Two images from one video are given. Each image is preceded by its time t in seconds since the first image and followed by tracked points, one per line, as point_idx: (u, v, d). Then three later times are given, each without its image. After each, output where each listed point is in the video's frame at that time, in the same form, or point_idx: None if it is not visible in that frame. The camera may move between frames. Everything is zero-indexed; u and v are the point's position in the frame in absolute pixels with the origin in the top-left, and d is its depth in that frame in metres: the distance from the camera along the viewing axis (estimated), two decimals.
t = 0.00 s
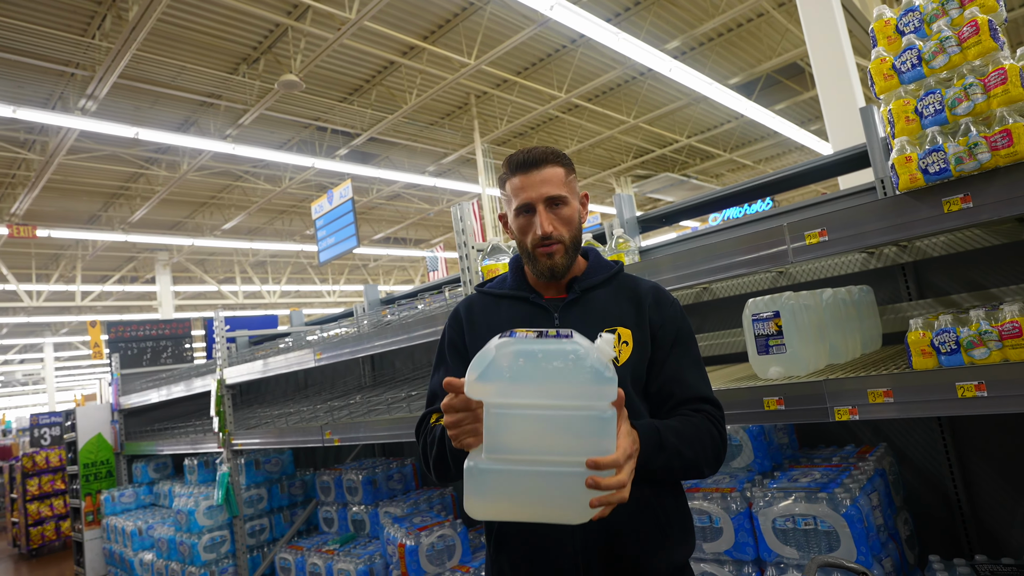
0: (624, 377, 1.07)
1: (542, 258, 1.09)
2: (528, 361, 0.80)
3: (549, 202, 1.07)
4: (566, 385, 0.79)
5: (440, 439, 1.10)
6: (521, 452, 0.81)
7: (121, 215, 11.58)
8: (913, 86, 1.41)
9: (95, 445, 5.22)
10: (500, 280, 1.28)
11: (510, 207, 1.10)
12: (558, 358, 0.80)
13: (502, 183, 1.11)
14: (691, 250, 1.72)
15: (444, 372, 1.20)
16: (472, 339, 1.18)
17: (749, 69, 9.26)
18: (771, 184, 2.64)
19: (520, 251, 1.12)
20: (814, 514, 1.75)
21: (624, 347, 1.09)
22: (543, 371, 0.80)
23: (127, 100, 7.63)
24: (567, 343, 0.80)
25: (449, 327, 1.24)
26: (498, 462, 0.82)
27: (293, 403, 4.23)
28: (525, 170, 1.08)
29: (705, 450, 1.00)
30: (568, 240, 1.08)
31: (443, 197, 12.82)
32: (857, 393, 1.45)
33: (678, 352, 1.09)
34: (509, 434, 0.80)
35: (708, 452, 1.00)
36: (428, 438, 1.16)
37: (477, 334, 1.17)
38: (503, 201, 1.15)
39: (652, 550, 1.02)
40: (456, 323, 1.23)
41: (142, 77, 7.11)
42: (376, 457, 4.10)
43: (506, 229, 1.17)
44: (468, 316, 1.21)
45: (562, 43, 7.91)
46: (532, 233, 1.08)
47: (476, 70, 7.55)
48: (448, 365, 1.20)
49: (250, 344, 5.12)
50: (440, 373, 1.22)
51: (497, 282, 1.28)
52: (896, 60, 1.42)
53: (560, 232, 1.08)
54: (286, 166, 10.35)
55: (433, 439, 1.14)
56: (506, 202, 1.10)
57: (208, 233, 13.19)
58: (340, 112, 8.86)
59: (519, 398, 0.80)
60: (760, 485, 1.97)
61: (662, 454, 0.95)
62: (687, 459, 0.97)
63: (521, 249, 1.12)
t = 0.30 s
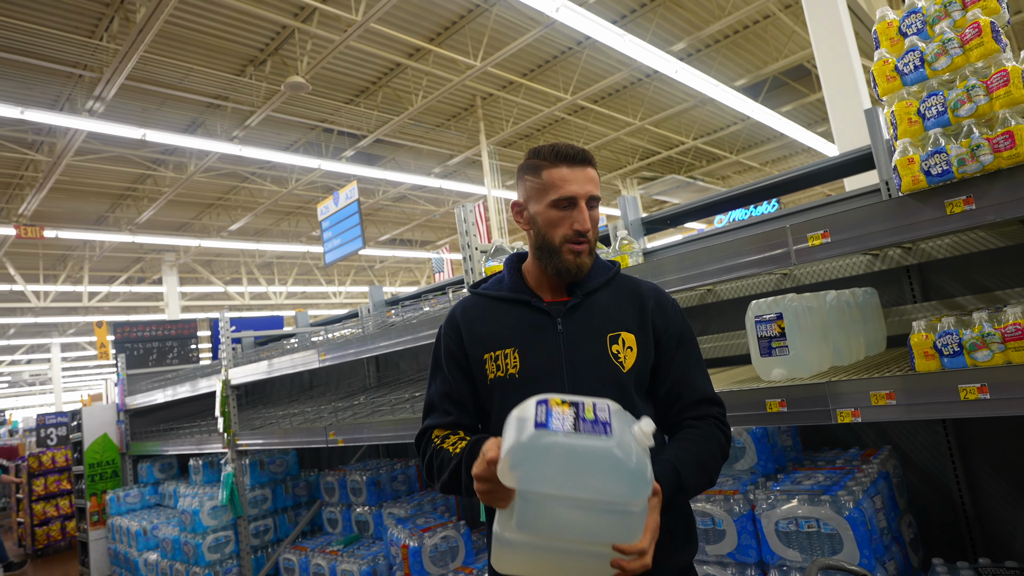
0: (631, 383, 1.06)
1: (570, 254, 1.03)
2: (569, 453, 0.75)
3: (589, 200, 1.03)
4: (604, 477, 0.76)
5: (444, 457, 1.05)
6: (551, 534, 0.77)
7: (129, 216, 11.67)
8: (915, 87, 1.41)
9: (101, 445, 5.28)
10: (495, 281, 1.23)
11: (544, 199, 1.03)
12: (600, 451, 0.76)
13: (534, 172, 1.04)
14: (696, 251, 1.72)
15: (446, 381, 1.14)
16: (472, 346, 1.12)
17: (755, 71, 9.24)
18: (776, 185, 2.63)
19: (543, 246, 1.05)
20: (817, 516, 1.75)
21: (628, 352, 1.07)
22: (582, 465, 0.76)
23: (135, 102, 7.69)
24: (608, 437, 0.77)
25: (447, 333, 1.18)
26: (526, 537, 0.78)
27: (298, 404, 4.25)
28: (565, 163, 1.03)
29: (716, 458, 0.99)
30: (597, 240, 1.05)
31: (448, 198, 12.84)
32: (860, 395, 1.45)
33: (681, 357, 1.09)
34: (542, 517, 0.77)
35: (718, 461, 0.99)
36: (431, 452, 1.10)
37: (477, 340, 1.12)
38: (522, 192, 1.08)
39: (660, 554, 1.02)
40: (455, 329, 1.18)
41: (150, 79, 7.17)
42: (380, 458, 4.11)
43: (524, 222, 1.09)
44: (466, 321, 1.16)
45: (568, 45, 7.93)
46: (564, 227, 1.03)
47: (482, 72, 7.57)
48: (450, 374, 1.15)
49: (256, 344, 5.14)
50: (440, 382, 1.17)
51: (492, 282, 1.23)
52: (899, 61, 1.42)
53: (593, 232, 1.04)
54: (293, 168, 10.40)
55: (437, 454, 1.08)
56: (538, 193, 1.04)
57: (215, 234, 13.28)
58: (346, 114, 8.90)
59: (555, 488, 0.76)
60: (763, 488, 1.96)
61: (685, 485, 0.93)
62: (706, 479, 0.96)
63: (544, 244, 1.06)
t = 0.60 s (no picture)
0: (644, 386, 1.04)
1: (586, 248, 1.00)
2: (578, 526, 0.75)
3: (605, 194, 1.01)
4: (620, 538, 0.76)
5: (440, 479, 0.95)
6: None
7: (126, 216, 11.64)
8: (912, 88, 1.40)
9: (96, 446, 5.24)
10: (493, 278, 1.15)
11: (560, 192, 1.01)
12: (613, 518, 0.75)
13: (548, 165, 1.03)
14: (693, 251, 1.71)
15: (442, 387, 1.02)
16: (476, 349, 1.03)
17: (753, 72, 9.26)
18: (773, 186, 2.63)
19: (556, 240, 1.02)
20: (813, 517, 1.74)
21: (642, 354, 1.05)
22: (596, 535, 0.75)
23: (131, 102, 7.68)
24: (619, 498, 0.75)
25: (443, 331, 1.06)
26: None
27: (295, 404, 4.24)
28: (580, 157, 1.02)
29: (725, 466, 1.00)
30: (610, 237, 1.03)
31: (446, 199, 12.83)
32: (856, 396, 1.45)
33: (685, 360, 1.10)
34: None
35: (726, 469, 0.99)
36: (423, 469, 1.00)
37: (483, 341, 1.03)
38: (535, 186, 1.05)
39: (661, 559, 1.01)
40: (451, 326, 1.06)
41: (146, 79, 7.15)
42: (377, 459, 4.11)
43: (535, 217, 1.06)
44: (467, 320, 1.06)
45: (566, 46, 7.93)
46: (581, 220, 1.00)
47: (480, 73, 7.57)
48: (446, 378, 1.03)
49: (253, 345, 5.13)
50: (433, 387, 1.05)
51: (489, 280, 1.15)
52: (895, 62, 1.41)
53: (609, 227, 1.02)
54: (290, 168, 10.38)
55: (432, 474, 0.98)
56: (553, 185, 1.02)
57: (212, 235, 13.26)
58: (344, 114, 8.89)
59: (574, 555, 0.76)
60: (759, 489, 1.95)
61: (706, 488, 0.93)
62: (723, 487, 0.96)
63: (557, 239, 1.02)
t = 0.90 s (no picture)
0: (627, 390, 1.04)
1: (562, 237, 0.98)
2: None
3: (576, 180, 1.01)
4: None
5: (405, 508, 0.90)
6: None
7: (105, 215, 11.45)
8: (888, 91, 1.42)
9: (74, 449, 5.18)
10: (460, 275, 1.11)
11: (529, 180, 1.00)
12: None
13: (513, 155, 1.02)
14: (677, 252, 1.72)
15: (411, 397, 0.97)
16: (449, 353, 0.98)
17: (737, 74, 9.33)
18: (755, 188, 2.64)
19: (529, 232, 0.99)
20: (793, 517, 1.75)
21: (624, 358, 1.04)
22: None
23: (111, 99, 7.56)
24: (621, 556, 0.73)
25: (410, 333, 1.00)
26: None
27: (277, 406, 4.19)
28: (548, 144, 1.01)
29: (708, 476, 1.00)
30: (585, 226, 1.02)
31: (432, 199, 12.78)
32: (833, 396, 1.46)
33: (666, 363, 1.10)
34: None
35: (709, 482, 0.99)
36: (384, 493, 0.94)
37: (456, 343, 0.98)
38: (504, 176, 1.03)
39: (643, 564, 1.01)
40: (419, 329, 1.00)
41: (126, 77, 7.04)
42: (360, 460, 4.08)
43: (504, 210, 1.04)
44: (438, 322, 1.01)
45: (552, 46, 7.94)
46: (554, 209, 0.98)
47: (465, 73, 7.55)
48: (415, 387, 0.97)
49: (235, 345, 5.07)
50: (399, 395, 0.99)
51: (457, 277, 1.11)
52: (872, 65, 1.43)
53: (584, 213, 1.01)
54: (274, 167, 10.29)
55: (395, 499, 0.93)
56: (522, 174, 1.00)
57: (194, 234, 13.10)
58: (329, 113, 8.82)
59: None
60: (740, 488, 1.96)
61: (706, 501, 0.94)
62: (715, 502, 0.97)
63: (530, 230, 1.00)
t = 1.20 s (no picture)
0: (614, 387, 1.03)
1: (513, 233, 0.91)
2: None
3: (524, 166, 0.91)
4: None
5: (373, 532, 0.82)
6: None
7: (102, 217, 11.43)
8: (883, 91, 1.42)
9: (71, 451, 5.14)
10: (422, 278, 1.09)
11: (471, 172, 0.92)
12: None
13: (455, 146, 0.94)
14: (673, 252, 1.72)
15: (376, 411, 0.92)
16: (415, 359, 0.95)
17: (733, 75, 9.34)
18: (752, 188, 2.64)
19: (478, 230, 0.93)
20: (789, 516, 1.75)
21: (607, 353, 1.04)
22: None
23: (107, 100, 7.55)
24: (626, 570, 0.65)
25: (370, 342, 0.97)
26: None
27: (273, 407, 4.18)
28: (491, 128, 0.92)
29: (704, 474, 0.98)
30: (542, 213, 0.93)
31: (429, 200, 12.77)
32: (829, 396, 1.46)
33: (649, 357, 1.11)
34: None
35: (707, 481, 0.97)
36: (349, 520, 0.87)
37: (422, 348, 0.96)
38: (450, 172, 0.96)
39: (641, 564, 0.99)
40: (380, 337, 0.97)
41: (123, 78, 7.03)
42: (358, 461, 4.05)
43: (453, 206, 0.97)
44: (401, 328, 0.98)
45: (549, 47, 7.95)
46: (501, 202, 0.90)
47: (462, 73, 7.55)
48: (379, 401, 0.93)
49: (232, 346, 5.05)
50: (361, 409, 0.95)
51: (420, 279, 1.09)
52: (866, 65, 1.43)
53: (536, 202, 0.92)
54: (271, 168, 10.27)
55: (360, 525, 0.85)
56: (464, 168, 0.92)
57: (191, 235, 13.07)
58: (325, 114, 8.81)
59: None
60: (738, 488, 1.96)
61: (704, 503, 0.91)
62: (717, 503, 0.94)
63: (480, 228, 0.93)
